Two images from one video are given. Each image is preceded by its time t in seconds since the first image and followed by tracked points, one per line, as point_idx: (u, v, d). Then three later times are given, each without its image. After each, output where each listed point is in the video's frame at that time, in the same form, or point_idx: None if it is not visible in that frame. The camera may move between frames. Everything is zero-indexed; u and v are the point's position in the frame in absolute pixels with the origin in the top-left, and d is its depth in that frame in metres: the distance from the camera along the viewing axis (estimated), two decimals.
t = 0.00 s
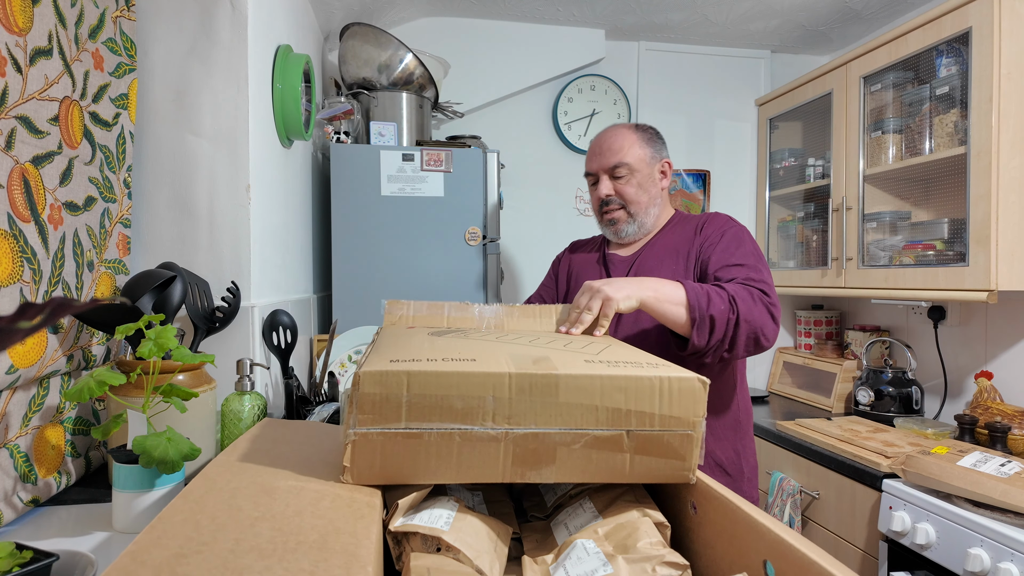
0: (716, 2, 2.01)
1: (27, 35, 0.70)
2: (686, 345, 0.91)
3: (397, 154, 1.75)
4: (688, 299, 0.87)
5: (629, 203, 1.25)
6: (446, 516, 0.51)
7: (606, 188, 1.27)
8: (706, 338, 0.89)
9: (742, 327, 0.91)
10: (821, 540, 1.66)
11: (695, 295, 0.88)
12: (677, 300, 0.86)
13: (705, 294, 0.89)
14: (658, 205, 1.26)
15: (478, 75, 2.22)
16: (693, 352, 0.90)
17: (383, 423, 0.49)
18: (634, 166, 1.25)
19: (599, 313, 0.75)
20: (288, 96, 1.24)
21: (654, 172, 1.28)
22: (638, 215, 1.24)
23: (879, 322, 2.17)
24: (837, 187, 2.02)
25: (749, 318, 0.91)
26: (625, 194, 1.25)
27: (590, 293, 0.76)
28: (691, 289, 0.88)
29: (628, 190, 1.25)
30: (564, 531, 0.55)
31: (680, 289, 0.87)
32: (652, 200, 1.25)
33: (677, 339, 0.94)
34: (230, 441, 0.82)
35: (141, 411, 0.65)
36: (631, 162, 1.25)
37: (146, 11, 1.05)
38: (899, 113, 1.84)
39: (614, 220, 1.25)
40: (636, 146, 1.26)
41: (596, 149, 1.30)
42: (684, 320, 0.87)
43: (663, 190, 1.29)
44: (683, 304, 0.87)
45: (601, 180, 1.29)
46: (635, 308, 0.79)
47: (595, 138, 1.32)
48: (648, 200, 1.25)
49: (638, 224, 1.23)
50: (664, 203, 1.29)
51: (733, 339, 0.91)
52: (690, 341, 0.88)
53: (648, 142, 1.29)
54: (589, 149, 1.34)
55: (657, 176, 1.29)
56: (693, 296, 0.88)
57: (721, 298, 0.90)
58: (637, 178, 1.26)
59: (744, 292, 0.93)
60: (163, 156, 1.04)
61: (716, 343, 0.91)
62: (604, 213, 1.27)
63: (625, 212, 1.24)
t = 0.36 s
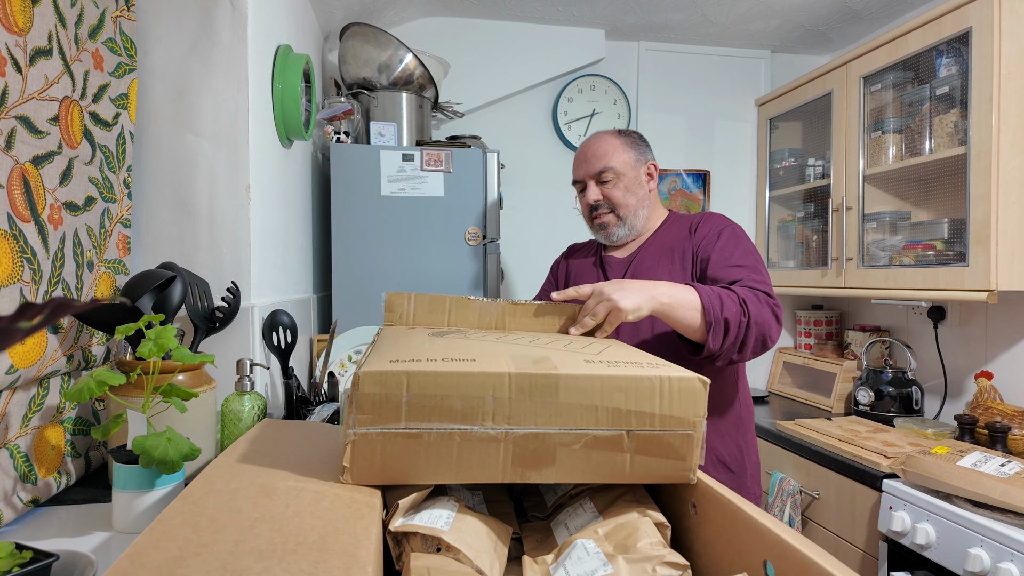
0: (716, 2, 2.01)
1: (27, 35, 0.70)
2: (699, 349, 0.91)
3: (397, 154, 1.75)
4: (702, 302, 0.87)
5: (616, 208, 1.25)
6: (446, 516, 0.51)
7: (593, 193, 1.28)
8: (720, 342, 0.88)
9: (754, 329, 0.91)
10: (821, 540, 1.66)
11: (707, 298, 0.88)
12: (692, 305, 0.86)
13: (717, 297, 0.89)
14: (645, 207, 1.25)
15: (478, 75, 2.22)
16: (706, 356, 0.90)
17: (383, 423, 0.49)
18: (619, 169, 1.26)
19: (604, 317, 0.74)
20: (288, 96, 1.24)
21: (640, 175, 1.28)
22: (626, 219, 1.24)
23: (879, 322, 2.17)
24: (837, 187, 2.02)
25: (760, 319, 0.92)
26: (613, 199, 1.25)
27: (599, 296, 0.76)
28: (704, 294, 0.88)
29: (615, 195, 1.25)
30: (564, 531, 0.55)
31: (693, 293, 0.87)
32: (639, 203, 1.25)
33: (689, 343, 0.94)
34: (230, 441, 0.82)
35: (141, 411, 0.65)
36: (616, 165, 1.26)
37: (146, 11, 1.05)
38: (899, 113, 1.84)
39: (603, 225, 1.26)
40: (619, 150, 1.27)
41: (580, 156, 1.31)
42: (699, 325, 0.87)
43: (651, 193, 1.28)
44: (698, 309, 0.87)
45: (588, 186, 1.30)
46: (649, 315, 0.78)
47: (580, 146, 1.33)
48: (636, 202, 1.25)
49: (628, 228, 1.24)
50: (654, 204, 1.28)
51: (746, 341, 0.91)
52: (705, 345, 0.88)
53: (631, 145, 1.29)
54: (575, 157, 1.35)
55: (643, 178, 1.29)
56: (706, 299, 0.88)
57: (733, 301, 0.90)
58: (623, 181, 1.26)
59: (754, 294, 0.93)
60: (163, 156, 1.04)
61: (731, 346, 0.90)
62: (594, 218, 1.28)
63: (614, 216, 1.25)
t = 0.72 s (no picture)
0: (716, 2, 2.01)
1: (27, 35, 0.70)
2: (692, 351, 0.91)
3: (397, 154, 1.75)
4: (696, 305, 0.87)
5: (619, 203, 1.24)
6: (446, 516, 0.51)
7: (597, 185, 1.27)
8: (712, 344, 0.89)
9: (748, 332, 0.91)
10: (821, 540, 1.66)
11: (702, 300, 0.88)
12: (687, 306, 0.86)
13: (712, 299, 0.89)
14: (647, 205, 1.25)
15: (478, 75, 2.22)
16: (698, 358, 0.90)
17: (382, 421, 0.49)
18: (625, 163, 1.26)
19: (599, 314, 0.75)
20: (288, 96, 1.24)
21: (643, 173, 1.28)
22: (625, 217, 1.23)
23: (879, 322, 2.17)
24: (837, 187, 2.02)
25: (754, 323, 0.92)
26: (617, 194, 1.25)
27: (593, 294, 0.76)
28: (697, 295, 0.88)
29: (620, 190, 1.25)
30: (564, 531, 0.55)
31: (688, 295, 0.87)
32: (642, 201, 1.25)
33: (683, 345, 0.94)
34: (230, 440, 0.82)
35: (141, 411, 0.65)
36: (621, 160, 1.26)
37: (146, 11, 1.04)
38: (899, 113, 1.84)
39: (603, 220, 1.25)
40: (626, 144, 1.27)
41: (586, 149, 1.31)
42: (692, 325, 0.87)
43: (654, 192, 1.28)
44: (693, 311, 0.87)
45: (592, 179, 1.29)
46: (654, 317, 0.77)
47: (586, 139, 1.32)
48: (639, 200, 1.25)
49: (629, 225, 1.23)
50: (654, 204, 1.28)
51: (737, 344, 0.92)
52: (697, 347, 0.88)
53: (637, 141, 1.29)
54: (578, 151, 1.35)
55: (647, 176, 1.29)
56: (701, 302, 0.88)
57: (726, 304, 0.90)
58: (627, 176, 1.26)
59: (749, 299, 0.94)
60: (163, 156, 1.05)
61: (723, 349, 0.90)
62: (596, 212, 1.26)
63: (617, 211, 1.24)
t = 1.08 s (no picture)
0: (716, 2, 2.00)
1: (27, 35, 0.70)
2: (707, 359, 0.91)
3: (397, 154, 1.74)
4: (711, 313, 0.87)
5: (646, 190, 1.24)
6: (446, 516, 0.51)
7: (627, 171, 1.27)
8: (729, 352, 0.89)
9: (765, 339, 0.90)
10: (821, 540, 1.66)
11: (718, 307, 0.88)
12: (702, 311, 0.86)
13: (728, 306, 0.88)
14: (670, 199, 1.26)
15: (478, 75, 2.22)
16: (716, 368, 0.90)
17: (379, 419, 0.49)
18: (656, 154, 1.27)
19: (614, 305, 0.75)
20: (288, 96, 1.24)
21: (669, 168, 1.30)
22: (650, 206, 1.22)
23: (879, 322, 2.17)
24: (837, 187, 2.02)
25: (772, 329, 0.91)
26: (644, 182, 1.25)
27: (607, 290, 0.76)
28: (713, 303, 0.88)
29: (648, 179, 1.25)
30: (564, 531, 0.55)
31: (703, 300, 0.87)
32: (666, 193, 1.26)
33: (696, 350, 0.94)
34: (230, 440, 0.82)
35: (141, 411, 0.65)
36: (654, 148, 1.27)
37: (146, 11, 1.04)
38: (899, 113, 1.84)
39: (628, 203, 1.22)
40: (659, 134, 1.29)
41: (619, 131, 1.29)
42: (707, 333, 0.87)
43: (675, 188, 1.30)
44: (707, 316, 0.87)
45: (622, 164, 1.28)
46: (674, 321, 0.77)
47: (615, 123, 1.31)
48: (663, 193, 1.26)
49: (650, 215, 1.21)
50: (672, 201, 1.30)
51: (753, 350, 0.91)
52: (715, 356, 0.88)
53: (668, 136, 1.32)
54: (606, 134, 1.33)
55: (671, 172, 1.31)
56: (716, 308, 0.87)
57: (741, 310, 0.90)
58: (656, 166, 1.27)
59: (764, 303, 0.93)
60: (162, 156, 1.05)
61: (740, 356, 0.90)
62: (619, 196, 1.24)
63: (643, 199, 1.23)
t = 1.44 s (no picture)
0: (717, 2, 2.00)
1: (27, 35, 0.70)
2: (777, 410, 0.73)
3: (397, 154, 1.74)
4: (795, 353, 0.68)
5: (677, 183, 1.16)
6: (446, 516, 0.51)
7: (656, 162, 1.18)
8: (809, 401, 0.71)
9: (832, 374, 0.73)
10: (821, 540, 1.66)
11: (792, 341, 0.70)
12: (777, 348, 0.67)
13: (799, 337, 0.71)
14: (702, 193, 1.18)
15: (478, 74, 2.22)
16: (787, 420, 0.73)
17: (380, 420, 0.49)
18: (688, 144, 1.19)
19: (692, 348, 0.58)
20: (288, 96, 1.24)
21: (702, 159, 1.22)
22: (682, 200, 1.13)
23: (879, 322, 2.17)
24: (837, 187, 2.01)
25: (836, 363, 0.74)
26: (674, 175, 1.16)
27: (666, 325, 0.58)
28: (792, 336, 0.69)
29: (678, 171, 1.17)
30: (564, 531, 0.55)
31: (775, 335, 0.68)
32: (698, 186, 1.17)
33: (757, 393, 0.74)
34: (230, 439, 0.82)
35: (141, 411, 0.65)
36: (686, 139, 1.18)
37: (146, 11, 1.04)
38: (899, 113, 1.84)
39: (657, 197, 1.13)
40: (693, 123, 1.20)
41: (648, 120, 1.20)
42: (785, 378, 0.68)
43: (708, 181, 1.22)
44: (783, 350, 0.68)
45: (651, 154, 1.19)
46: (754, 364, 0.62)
47: (646, 109, 1.22)
48: (695, 186, 1.17)
49: (681, 211, 1.12)
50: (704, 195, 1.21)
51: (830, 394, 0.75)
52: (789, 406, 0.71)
53: (702, 125, 1.23)
54: (634, 122, 1.25)
55: (704, 164, 1.23)
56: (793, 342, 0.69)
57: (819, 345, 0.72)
58: (688, 157, 1.19)
59: (828, 332, 0.76)
60: (162, 156, 1.04)
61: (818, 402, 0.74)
62: (647, 190, 1.16)
63: (672, 193, 1.14)
